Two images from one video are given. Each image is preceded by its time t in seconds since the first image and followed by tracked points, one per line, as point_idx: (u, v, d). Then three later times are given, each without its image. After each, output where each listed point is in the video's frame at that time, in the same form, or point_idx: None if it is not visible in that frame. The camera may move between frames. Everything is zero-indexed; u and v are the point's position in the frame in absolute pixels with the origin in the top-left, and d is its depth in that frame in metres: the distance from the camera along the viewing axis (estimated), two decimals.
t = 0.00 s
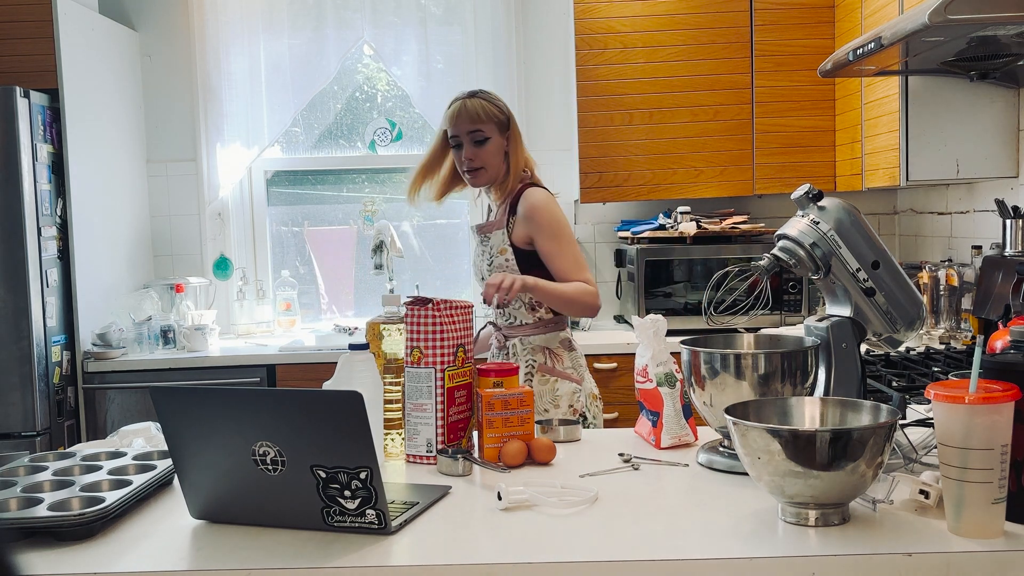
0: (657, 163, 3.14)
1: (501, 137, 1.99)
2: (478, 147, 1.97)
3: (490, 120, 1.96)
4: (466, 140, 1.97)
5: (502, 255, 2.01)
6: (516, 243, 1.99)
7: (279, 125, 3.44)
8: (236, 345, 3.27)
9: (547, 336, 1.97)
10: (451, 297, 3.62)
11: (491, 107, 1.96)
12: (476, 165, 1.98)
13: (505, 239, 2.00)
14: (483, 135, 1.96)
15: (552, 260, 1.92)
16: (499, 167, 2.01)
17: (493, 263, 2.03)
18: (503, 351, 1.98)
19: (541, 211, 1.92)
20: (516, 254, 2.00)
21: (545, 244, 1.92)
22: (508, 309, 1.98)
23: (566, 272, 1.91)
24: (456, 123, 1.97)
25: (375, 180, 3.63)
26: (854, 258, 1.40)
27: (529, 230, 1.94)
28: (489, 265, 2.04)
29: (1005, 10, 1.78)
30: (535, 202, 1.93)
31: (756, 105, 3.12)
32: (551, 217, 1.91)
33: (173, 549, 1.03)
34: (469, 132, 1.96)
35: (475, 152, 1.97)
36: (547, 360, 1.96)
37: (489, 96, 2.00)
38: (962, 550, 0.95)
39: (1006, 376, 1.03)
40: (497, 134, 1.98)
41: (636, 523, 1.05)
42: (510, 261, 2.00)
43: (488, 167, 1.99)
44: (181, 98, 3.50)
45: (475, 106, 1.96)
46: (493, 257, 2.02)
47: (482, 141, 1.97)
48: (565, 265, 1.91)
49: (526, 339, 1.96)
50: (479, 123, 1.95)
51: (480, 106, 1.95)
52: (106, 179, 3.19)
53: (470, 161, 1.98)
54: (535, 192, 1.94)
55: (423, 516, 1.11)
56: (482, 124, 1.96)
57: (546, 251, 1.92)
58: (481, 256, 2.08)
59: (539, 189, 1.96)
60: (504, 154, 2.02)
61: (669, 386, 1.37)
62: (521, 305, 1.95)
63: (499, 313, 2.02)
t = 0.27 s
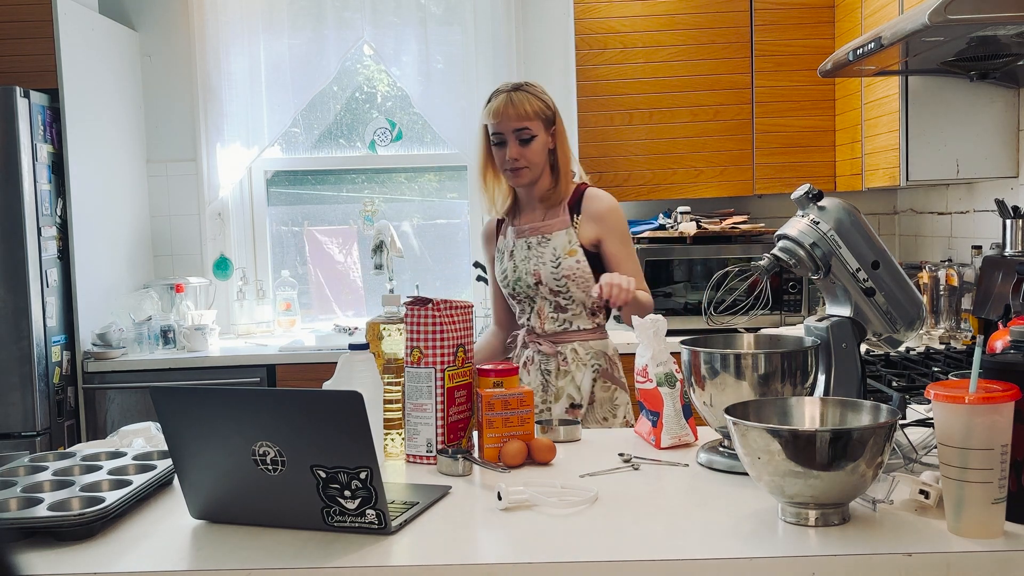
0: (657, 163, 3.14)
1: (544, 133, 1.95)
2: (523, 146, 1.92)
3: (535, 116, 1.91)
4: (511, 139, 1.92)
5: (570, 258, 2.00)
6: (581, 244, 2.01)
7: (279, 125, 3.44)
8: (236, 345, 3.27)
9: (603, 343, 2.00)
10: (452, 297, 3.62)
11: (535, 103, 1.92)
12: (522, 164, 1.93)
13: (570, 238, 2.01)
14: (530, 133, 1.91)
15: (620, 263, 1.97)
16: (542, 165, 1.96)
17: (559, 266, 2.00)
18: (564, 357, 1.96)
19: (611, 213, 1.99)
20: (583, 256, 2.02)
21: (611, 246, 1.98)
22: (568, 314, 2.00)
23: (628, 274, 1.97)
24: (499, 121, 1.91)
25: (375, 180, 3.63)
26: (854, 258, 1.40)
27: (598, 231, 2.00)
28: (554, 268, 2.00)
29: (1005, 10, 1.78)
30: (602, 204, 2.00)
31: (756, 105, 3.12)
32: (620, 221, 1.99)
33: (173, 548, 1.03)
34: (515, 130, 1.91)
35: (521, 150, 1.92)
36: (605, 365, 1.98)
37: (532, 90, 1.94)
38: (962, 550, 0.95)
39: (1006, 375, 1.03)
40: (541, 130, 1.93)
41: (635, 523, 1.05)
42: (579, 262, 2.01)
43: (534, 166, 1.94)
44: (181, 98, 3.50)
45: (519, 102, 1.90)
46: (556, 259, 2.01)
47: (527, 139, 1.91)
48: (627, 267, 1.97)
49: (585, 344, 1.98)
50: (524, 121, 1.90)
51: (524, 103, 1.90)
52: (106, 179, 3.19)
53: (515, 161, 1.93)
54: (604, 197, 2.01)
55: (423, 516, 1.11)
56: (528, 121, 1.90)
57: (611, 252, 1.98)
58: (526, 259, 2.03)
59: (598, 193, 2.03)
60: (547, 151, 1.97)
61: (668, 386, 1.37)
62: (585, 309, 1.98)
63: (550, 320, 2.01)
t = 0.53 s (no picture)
0: (657, 163, 3.14)
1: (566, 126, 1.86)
2: (544, 141, 1.84)
3: (556, 109, 1.82)
4: (531, 134, 1.84)
5: (618, 258, 1.99)
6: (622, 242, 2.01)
7: (279, 125, 3.45)
8: (236, 345, 3.27)
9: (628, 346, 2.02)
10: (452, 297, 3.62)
11: (556, 95, 1.83)
12: (543, 160, 1.85)
13: (615, 238, 2.00)
14: (554, 127, 1.83)
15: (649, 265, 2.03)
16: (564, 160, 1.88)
17: (610, 267, 1.98)
18: (608, 361, 1.94)
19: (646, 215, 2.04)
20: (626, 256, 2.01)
21: (645, 246, 2.03)
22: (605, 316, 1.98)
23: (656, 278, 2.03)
24: (519, 114, 1.83)
25: (375, 180, 3.63)
26: (854, 258, 1.40)
27: (636, 229, 2.02)
28: (604, 268, 1.97)
29: (1004, 10, 1.78)
30: (639, 205, 2.04)
31: (756, 105, 3.12)
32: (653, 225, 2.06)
33: (173, 548, 1.03)
34: (536, 124, 1.82)
35: (543, 146, 1.84)
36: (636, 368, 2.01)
37: (553, 80, 1.85)
38: (961, 550, 0.95)
39: (1006, 375, 1.03)
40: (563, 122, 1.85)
41: (635, 523, 1.05)
42: (625, 263, 2.00)
43: (557, 161, 1.86)
44: (181, 98, 3.50)
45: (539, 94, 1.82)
46: (606, 259, 1.98)
47: (549, 134, 1.83)
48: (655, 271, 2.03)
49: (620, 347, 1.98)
50: (545, 114, 1.81)
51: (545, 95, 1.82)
52: (106, 179, 3.19)
53: (537, 157, 1.84)
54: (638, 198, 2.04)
55: (423, 516, 1.11)
56: (548, 114, 1.82)
57: (644, 252, 2.02)
58: (572, 256, 1.98)
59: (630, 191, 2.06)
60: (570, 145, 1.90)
61: (668, 386, 1.37)
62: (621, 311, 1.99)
63: (587, 322, 1.97)
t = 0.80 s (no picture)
0: (657, 163, 3.14)
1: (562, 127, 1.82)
2: (541, 141, 1.79)
3: (553, 108, 1.78)
4: (527, 134, 1.78)
5: (612, 265, 1.97)
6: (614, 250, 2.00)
7: (279, 125, 3.45)
8: (236, 345, 3.27)
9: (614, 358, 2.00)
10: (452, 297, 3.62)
11: (553, 94, 1.79)
12: (540, 161, 1.79)
13: (608, 244, 1.98)
14: (551, 127, 1.78)
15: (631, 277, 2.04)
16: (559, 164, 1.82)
17: (604, 274, 1.96)
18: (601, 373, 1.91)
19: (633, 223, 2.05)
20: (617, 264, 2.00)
21: (632, 256, 2.04)
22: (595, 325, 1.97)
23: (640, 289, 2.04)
24: (515, 114, 1.77)
25: (376, 180, 3.63)
26: (854, 258, 1.40)
27: (626, 237, 2.03)
28: (599, 276, 1.96)
29: (1004, 10, 1.78)
30: (628, 213, 2.04)
31: (756, 105, 3.12)
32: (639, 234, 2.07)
33: (173, 549, 1.03)
34: (533, 124, 1.77)
35: (540, 147, 1.78)
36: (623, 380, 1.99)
37: (550, 79, 1.82)
38: (962, 550, 0.95)
39: (1006, 375, 1.03)
40: (559, 123, 1.80)
41: (635, 523, 1.05)
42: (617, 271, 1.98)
43: (552, 163, 1.81)
44: (181, 98, 3.50)
45: (536, 94, 1.77)
46: (600, 266, 1.96)
47: (546, 134, 1.78)
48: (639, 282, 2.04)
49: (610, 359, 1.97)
50: (542, 113, 1.77)
51: (542, 94, 1.77)
52: (106, 178, 3.19)
53: (533, 158, 1.78)
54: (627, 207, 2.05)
55: (423, 516, 1.11)
56: (546, 114, 1.77)
57: (631, 262, 2.03)
58: (565, 262, 1.95)
59: (619, 200, 2.06)
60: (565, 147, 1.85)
61: (669, 386, 1.37)
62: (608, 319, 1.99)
63: (578, 331, 1.95)
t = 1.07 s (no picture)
0: (657, 163, 3.14)
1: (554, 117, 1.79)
2: (532, 131, 1.76)
3: (544, 97, 1.75)
4: (519, 123, 1.75)
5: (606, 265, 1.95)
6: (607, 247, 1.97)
7: (279, 125, 3.45)
8: (236, 345, 3.27)
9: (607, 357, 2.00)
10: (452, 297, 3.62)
11: (545, 83, 1.76)
12: (531, 152, 1.77)
13: (603, 243, 1.96)
14: (542, 117, 1.75)
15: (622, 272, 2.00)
16: (551, 155, 1.80)
17: (599, 275, 1.94)
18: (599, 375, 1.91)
19: (628, 220, 2.02)
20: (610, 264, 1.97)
21: (626, 253, 2.01)
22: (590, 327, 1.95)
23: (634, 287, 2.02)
24: (506, 102, 1.74)
25: (376, 180, 3.63)
26: (854, 258, 1.40)
27: (620, 234, 2.00)
28: (594, 276, 1.93)
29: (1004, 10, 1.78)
30: (623, 210, 2.00)
31: (756, 105, 3.12)
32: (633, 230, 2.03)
33: (173, 549, 1.03)
34: (525, 112, 1.74)
35: (531, 137, 1.75)
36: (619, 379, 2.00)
37: (543, 68, 1.79)
38: (962, 550, 0.95)
39: (1006, 375, 1.03)
40: (551, 112, 1.77)
41: (635, 523, 1.05)
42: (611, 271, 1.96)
43: (544, 154, 1.78)
44: (181, 98, 3.50)
45: (527, 82, 1.74)
46: (596, 266, 1.94)
47: (537, 123, 1.75)
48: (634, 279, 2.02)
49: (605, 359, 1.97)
50: (534, 102, 1.74)
51: (533, 82, 1.74)
52: (106, 179, 3.19)
53: (524, 148, 1.76)
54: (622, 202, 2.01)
55: (423, 516, 1.11)
56: (537, 102, 1.74)
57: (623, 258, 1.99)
58: (560, 262, 1.93)
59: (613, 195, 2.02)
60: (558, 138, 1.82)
61: (669, 386, 1.37)
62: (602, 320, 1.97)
63: (573, 333, 1.93)
